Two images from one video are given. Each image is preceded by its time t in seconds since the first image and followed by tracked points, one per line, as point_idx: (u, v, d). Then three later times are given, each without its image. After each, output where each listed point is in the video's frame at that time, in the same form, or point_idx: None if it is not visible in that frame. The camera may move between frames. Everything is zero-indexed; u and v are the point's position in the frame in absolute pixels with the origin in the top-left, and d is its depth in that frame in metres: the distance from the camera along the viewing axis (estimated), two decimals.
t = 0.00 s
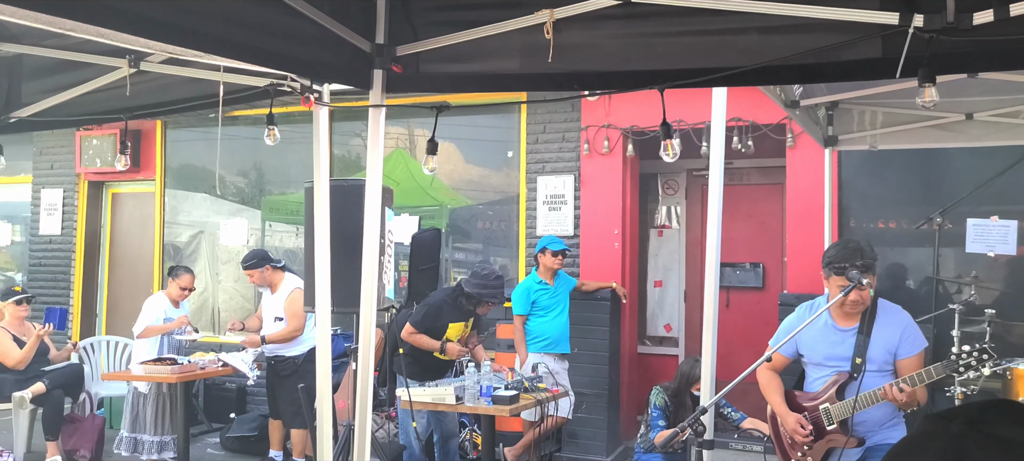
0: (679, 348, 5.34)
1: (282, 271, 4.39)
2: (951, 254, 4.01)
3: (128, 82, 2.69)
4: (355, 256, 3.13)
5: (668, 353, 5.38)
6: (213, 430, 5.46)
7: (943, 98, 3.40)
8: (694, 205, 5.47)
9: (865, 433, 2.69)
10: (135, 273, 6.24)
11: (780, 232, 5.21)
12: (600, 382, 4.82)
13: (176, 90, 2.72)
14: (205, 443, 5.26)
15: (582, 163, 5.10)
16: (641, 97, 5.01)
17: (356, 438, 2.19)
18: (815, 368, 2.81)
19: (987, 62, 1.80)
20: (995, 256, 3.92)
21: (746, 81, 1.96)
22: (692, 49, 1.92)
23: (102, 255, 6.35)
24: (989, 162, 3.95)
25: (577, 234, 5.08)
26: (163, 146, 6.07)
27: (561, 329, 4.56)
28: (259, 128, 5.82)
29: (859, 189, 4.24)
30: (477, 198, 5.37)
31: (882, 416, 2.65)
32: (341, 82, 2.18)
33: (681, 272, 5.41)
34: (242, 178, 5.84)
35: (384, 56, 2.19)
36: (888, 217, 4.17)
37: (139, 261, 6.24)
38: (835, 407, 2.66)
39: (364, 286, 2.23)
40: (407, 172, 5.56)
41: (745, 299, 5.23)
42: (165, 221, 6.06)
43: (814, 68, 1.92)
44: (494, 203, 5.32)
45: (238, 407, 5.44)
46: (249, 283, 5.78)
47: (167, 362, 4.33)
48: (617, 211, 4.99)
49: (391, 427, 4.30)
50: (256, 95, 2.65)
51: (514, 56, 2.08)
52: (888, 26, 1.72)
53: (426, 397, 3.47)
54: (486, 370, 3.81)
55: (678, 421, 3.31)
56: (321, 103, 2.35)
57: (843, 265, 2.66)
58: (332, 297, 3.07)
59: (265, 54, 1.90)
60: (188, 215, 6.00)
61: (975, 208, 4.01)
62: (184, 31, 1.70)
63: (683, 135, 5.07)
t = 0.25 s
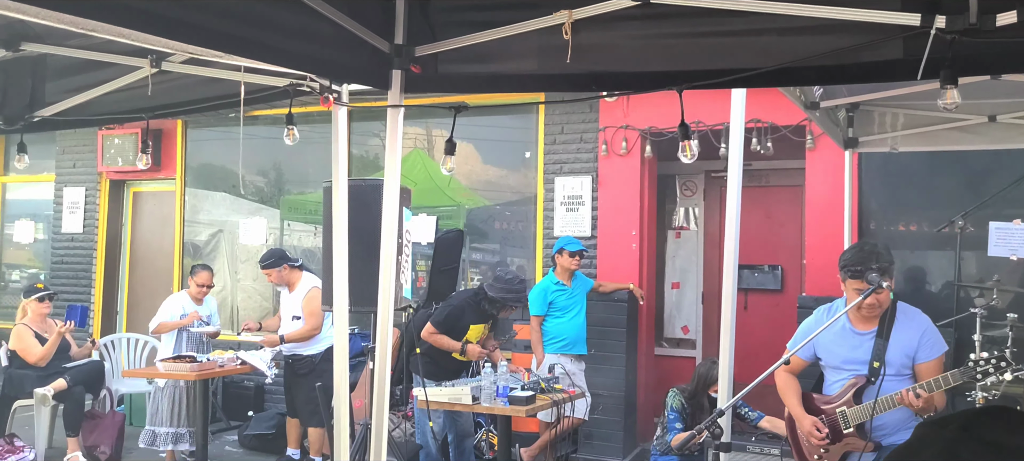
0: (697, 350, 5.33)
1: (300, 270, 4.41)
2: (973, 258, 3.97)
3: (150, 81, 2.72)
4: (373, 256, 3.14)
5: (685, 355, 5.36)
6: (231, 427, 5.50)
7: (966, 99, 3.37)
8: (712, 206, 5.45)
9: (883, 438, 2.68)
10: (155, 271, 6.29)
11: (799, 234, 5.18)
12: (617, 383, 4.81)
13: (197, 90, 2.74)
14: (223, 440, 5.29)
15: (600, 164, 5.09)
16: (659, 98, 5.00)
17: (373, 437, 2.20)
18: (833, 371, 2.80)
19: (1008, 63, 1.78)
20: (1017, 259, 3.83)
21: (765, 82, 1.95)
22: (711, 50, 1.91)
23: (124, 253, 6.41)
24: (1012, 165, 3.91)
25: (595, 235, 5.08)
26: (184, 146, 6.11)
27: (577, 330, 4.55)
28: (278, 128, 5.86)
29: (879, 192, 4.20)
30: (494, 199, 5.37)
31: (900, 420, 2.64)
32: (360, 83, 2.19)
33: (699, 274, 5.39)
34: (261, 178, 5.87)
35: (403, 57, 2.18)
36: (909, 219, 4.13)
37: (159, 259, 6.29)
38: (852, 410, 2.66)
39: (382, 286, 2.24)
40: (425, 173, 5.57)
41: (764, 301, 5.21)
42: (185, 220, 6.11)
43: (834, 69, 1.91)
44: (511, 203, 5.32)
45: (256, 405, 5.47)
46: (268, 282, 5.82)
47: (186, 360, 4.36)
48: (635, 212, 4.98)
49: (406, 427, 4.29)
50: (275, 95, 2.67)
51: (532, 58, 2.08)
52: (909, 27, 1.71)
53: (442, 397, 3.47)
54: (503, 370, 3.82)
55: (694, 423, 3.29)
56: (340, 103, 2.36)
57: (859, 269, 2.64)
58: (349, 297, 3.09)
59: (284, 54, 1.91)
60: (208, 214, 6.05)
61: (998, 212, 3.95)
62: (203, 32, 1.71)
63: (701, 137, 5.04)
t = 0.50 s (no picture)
0: (702, 352, 5.32)
1: (305, 269, 4.41)
2: (979, 261, 3.96)
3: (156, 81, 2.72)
4: (379, 256, 3.14)
5: (690, 356, 5.35)
6: (236, 426, 5.51)
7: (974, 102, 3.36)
8: (719, 208, 5.44)
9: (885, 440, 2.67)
10: (161, 270, 6.31)
11: (806, 237, 5.17)
12: (622, 385, 4.80)
13: (203, 89, 2.75)
14: (228, 439, 5.31)
15: (606, 165, 5.08)
16: (665, 99, 5.00)
17: (377, 437, 2.20)
18: (837, 373, 2.80)
19: (1017, 66, 1.77)
20: None
21: (773, 83, 1.95)
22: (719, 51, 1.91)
23: (130, 252, 6.43)
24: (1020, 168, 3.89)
25: (600, 236, 5.08)
26: (191, 145, 6.13)
27: (582, 331, 4.55)
28: (285, 128, 5.87)
29: (886, 194, 4.19)
30: (500, 199, 5.37)
31: (902, 422, 2.63)
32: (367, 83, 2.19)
33: (705, 276, 5.38)
34: (267, 177, 5.88)
35: (409, 57, 2.19)
36: (916, 222, 4.12)
37: (166, 258, 6.31)
38: (853, 411, 2.67)
39: (387, 286, 2.24)
40: (431, 173, 5.57)
41: (769, 303, 5.19)
42: (191, 220, 6.12)
43: (842, 71, 1.90)
44: (517, 204, 5.32)
45: (261, 404, 5.48)
46: (273, 281, 5.83)
47: (191, 359, 4.37)
48: (640, 214, 4.97)
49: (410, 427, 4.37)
50: (282, 94, 2.67)
51: (539, 59, 2.08)
52: (917, 29, 1.70)
53: (447, 397, 3.47)
54: (508, 371, 3.82)
55: (699, 425, 3.29)
56: (346, 103, 2.36)
57: (863, 270, 2.64)
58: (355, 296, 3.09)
59: (291, 54, 1.91)
60: (214, 213, 6.06)
61: (1005, 215, 3.94)
62: (210, 30, 1.71)
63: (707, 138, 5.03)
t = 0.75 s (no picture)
0: (687, 354, 5.34)
1: (290, 269, 4.40)
2: (962, 264, 3.99)
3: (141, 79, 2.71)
4: (365, 256, 3.14)
5: (676, 358, 5.37)
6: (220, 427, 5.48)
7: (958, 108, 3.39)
8: (705, 210, 5.46)
9: (865, 441, 2.68)
10: (145, 269, 6.26)
11: (791, 240, 5.19)
12: (608, 386, 4.81)
13: (189, 88, 2.73)
14: (212, 440, 5.28)
15: (593, 167, 5.09)
16: (652, 102, 5.02)
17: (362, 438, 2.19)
18: (819, 375, 2.83)
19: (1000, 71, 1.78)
20: (1005, 266, 3.90)
21: (759, 85, 1.96)
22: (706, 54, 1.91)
23: (114, 251, 6.38)
24: (1002, 173, 3.93)
25: (587, 238, 5.08)
26: (176, 144, 6.09)
27: (568, 333, 4.55)
28: (270, 127, 5.85)
29: (870, 198, 4.22)
30: (487, 201, 5.37)
31: (880, 422, 2.64)
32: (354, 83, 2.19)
33: (690, 278, 5.40)
34: (253, 177, 5.86)
35: (397, 57, 2.19)
36: (900, 226, 4.15)
37: (149, 257, 6.26)
38: (831, 411, 2.69)
39: (373, 286, 2.24)
40: (418, 174, 5.56)
41: (754, 305, 5.22)
42: (176, 219, 6.09)
43: (828, 76, 1.90)
44: (504, 205, 5.32)
45: (245, 405, 5.44)
46: (258, 281, 5.80)
47: (174, 359, 4.34)
48: (627, 216, 4.98)
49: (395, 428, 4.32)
50: (268, 94, 2.66)
51: (527, 61, 2.08)
52: (901, 35, 1.71)
53: (432, 398, 3.47)
54: (493, 372, 3.83)
55: (684, 426, 3.30)
56: (333, 103, 2.35)
57: (841, 273, 2.65)
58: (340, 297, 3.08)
59: (277, 53, 1.90)
60: (199, 213, 6.03)
61: (986, 219, 3.98)
62: (196, 29, 1.70)
63: (694, 141, 5.05)
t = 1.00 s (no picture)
0: (647, 354, 5.37)
1: (247, 270, 4.34)
2: (914, 266, 4.07)
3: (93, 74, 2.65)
4: (324, 256, 3.12)
5: (636, 358, 5.40)
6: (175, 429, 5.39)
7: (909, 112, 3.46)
8: (665, 212, 5.51)
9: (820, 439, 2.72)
10: (97, 269, 6.13)
11: (750, 241, 5.25)
12: (568, 386, 4.83)
13: (143, 84, 2.68)
14: (166, 443, 5.19)
15: (554, 168, 5.11)
16: (613, 103, 5.04)
17: (320, 439, 2.16)
18: (775, 375, 2.86)
19: (953, 77, 1.80)
20: (955, 268, 3.97)
21: (717, 88, 1.97)
22: (665, 56, 1.92)
23: (66, 250, 6.25)
24: (952, 177, 4.02)
25: (548, 239, 5.09)
26: (130, 141, 5.98)
27: (528, 333, 4.56)
28: (228, 125, 5.77)
29: (826, 201, 4.28)
30: (448, 201, 5.36)
31: (834, 420, 2.69)
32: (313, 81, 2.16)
33: (650, 279, 5.44)
34: (211, 176, 5.78)
35: (357, 55, 2.18)
36: (854, 228, 4.22)
37: (102, 257, 6.14)
38: (787, 410, 2.73)
39: (331, 285, 2.21)
40: (378, 174, 5.55)
41: (713, 306, 5.27)
42: (130, 218, 5.98)
43: (787, 78, 1.91)
44: (465, 206, 5.31)
45: (202, 406, 5.38)
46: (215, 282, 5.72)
47: (128, 360, 4.26)
48: (588, 217, 5.00)
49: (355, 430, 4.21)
50: (225, 90, 2.62)
51: (488, 60, 2.08)
52: (855, 39, 1.75)
53: (392, 399, 3.44)
54: (454, 372, 3.83)
55: (643, 425, 3.31)
56: (292, 100, 2.33)
57: (792, 276, 2.70)
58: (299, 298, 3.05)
59: (234, 49, 1.87)
60: (155, 212, 5.93)
61: (937, 222, 4.06)
62: (149, 22, 1.67)
63: (654, 143, 5.09)
